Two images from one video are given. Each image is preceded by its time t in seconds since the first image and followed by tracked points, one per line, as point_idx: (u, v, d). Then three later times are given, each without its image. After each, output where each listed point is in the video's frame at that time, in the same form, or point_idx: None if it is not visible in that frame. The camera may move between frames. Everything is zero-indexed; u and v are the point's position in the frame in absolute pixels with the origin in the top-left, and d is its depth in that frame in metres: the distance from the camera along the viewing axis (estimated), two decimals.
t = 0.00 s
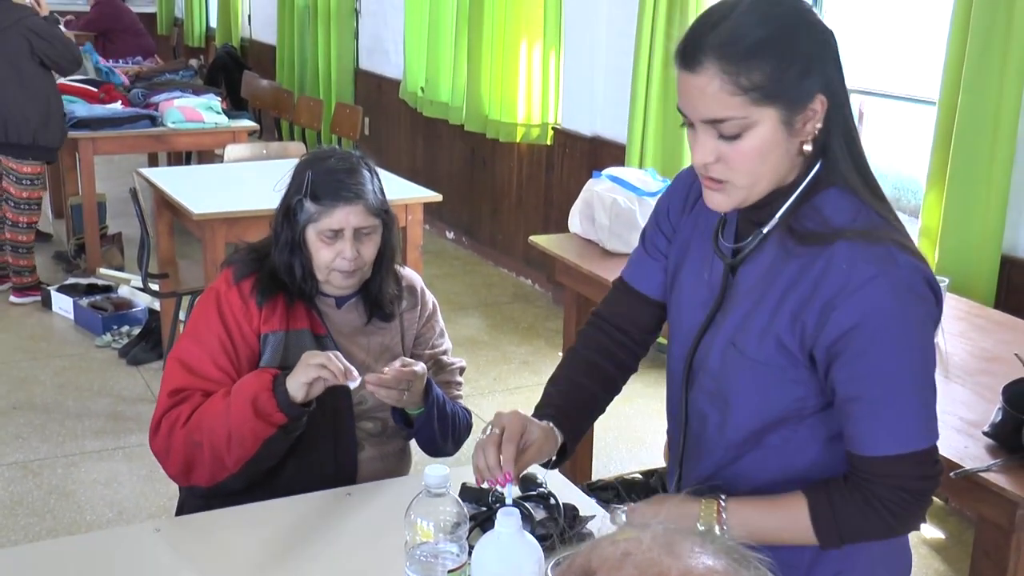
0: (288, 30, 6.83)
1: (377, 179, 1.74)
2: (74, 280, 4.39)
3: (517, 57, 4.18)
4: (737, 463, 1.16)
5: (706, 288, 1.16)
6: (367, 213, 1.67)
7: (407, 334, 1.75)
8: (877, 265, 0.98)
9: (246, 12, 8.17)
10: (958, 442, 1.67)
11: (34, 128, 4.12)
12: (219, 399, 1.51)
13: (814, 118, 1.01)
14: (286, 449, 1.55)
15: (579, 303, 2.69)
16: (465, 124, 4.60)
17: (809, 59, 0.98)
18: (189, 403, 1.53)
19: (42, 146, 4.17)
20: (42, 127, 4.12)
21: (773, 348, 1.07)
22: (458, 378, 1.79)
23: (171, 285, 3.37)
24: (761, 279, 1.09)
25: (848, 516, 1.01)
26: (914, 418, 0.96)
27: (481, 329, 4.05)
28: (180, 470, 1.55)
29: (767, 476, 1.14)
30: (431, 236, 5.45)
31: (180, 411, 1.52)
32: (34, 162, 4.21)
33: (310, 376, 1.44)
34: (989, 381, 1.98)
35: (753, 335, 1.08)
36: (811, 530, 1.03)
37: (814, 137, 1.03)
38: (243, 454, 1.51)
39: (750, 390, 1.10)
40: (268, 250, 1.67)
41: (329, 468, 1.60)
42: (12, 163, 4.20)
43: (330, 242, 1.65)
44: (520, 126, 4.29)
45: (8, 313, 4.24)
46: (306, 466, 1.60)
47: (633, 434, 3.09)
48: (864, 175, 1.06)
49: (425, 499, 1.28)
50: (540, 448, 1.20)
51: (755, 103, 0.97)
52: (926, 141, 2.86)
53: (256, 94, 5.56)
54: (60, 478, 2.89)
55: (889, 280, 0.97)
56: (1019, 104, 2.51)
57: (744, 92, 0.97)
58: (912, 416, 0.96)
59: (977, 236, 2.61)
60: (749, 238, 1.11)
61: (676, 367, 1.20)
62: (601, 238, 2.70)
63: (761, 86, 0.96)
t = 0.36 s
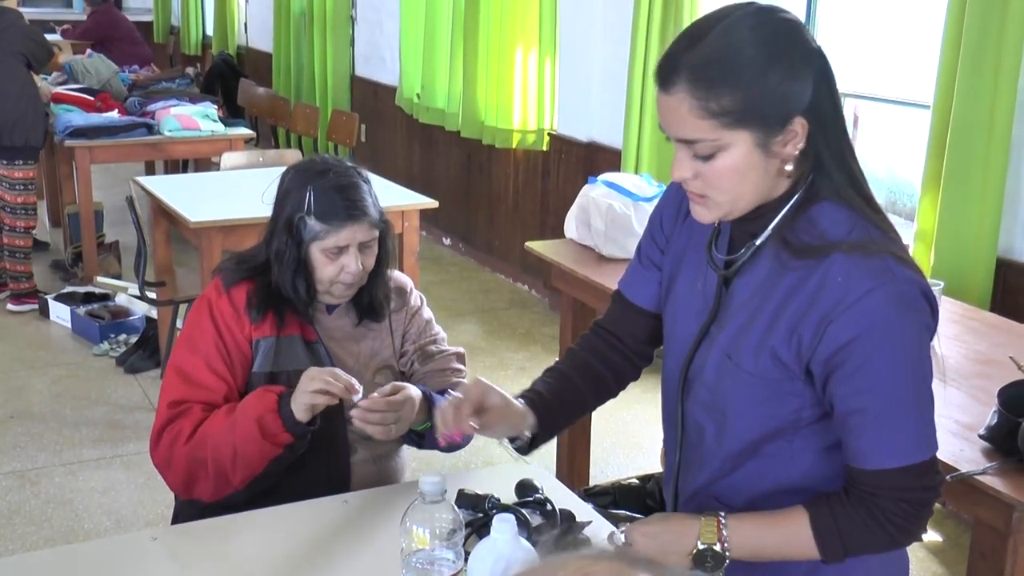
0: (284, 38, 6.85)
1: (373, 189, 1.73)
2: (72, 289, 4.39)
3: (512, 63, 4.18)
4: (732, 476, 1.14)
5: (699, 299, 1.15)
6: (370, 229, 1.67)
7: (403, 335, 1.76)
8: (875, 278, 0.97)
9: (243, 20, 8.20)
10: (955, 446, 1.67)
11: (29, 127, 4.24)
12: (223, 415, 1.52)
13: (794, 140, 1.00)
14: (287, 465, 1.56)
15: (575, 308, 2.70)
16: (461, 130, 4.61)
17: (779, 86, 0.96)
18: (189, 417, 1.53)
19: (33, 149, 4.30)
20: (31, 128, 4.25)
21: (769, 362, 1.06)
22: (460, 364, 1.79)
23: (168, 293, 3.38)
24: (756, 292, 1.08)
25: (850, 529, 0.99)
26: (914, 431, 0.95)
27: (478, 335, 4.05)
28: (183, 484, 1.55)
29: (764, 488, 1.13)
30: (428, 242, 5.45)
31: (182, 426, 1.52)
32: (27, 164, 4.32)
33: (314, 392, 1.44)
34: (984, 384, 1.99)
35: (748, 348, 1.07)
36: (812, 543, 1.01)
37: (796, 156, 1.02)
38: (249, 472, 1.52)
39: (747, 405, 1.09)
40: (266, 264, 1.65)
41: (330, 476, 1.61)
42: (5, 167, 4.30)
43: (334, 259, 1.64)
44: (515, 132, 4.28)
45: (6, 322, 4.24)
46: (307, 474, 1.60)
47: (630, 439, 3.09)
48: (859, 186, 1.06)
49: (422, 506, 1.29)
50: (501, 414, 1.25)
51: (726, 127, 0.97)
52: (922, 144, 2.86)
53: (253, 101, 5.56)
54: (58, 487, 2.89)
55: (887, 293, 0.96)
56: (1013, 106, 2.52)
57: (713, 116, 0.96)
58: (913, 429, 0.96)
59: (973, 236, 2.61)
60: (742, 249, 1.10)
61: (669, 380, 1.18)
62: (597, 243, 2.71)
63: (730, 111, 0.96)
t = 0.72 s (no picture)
0: (288, 48, 6.91)
1: (364, 194, 1.76)
2: (81, 298, 4.45)
3: (513, 72, 4.22)
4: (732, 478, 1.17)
5: (683, 307, 1.19)
6: (359, 233, 1.71)
7: (402, 340, 1.80)
8: (848, 271, 0.99)
9: (248, 32, 8.27)
10: (951, 447, 1.71)
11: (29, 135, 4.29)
12: (213, 425, 1.56)
13: (753, 149, 1.02)
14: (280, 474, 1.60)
15: (576, 313, 2.74)
16: (463, 139, 4.66)
17: (732, 97, 0.99)
18: (187, 427, 1.58)
19: (37, 158, 4.34)
20: (34, 139, 4.30)
21: (754, 364, 1.09)
22: (456, 369, 1.82)
23: (176, 301, 3.43)
24: (738, 298, 1.11)
25: (834, 521, 1.02)
26: (895, 420, 0.97)
27: (482, 340, 4.09)
28: (181, 491, 1.61)
29: (765, 487, 1.16)
30: (431, 249, 5.50)
31: (178, 435, 1.58)
32: (33, 173, 4.35)
33: (285, 398, 1.49)
34: (979, 385, 2.02)
35: (732, 352, 1.10)
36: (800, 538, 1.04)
37: (756, 165, 1.04)
38: (233, 480, 1.55)
39: (736, 407, 1.12)
40: (262, 271, 1.70)
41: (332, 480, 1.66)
42: (13, 177, 4.33)
43: (324, 261, 1.67)
44: (517, 140, 4.33)
45: (16, 331, 4.29)
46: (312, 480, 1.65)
47: (631, 442, 3.13)
48: (826, 185, 1.08)
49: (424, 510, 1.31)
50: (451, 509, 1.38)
51: (682, 139, 0.99)
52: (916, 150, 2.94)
53: (257, 111, 5.62)
54: (69, 493, 2.94)
55: (861, 285, 0.99)
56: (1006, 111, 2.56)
57: (669, 130, 0.99)
58: (894, 418, 0.97)
59: (967, 238, 2.65)
60: (719, 255, 1.14)
61: (662, 390, 1.22)
62: (598, 249, 2.75)
63: (685, 124, 0.99)
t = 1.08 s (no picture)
0: (293, 53, 6.98)
1: (353, 196, 1.83)
2: (90, 300, 4.52)
3: (513, 77, 4.29)
4: (713, 471, 1.22)
5: (665, 306, 1.24)
6: (348, 232, 1.77)
7: (399, 340, 1.87)
8: (806, 266, 1.04)
9: (253, 38, 8.35)
10: (943, 444, 1.75)
11: (38, 141, 4.37)
12: (213, 427, 1.62)
13: (711, 147, 1.06)
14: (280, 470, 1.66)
15: (575, 313, 2.80)
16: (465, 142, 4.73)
17: (683, 98, 1.04)
18: (189, 430, 1.64)
19: (46, 162, 4.41)
20: (44, 143, 4.38)
21: (723, 357, 1.13)
22: (451, 367, 1.88)
23: (183, 303, 3.49)
24: (709, 294, 1.15)
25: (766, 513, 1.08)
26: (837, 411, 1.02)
27: (484, 340, 4.15)
28: (183, 491, 1.67)
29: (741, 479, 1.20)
30: (434, 251, 5.56)
31: (180, 437, 1.64)
32: (41, 177, 4.42)
33: (281, 395, 1.53)
34: (970, 383, 2.06)
35: (702, 347, 1.15)
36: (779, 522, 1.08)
37: (716, 163, 1.08)
38: (234, 479, 1.61)
39: (709, 399, 1.16)
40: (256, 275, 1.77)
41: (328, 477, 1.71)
42: (25, 181, 4.41)
43: (313, 260, 1.74)
44: (517, 144, 4.40)
45: (27, 332, 4.36)
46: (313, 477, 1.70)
47: (630, 440, 3.18)
48: (792, 183, 1.12)
49: (425, 509, 1.33)
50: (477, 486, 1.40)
51: (638, 142, 1.04)
52: (908, 154, 3.01)
53: (263, 116, 5.69)
54: (79, 491, 3.00)
55: (817, 279, 1.03)
56: (996, 115, 2.60)
57: (625, 134, 1.04)
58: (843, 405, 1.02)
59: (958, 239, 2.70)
60: (694, 255, 1.18)
61: (649, 388, 1.26)
62: (596, 251, 2.80)
63: (640, 127, 1.04)
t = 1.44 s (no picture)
0: (291, 55, 6.98)
1: (338, 198, 1.84)
2: (87, 301, 4.52)
3: (510, 82, 4.30)
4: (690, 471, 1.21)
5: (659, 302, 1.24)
6: (328, 231, 1.78)
7: (388, 338, 1.86)
8: (766, 268, 1.03)
9: (251, 40, 8.35)
10: (939, 447, 1.76)
11: (32, 144, 4.37)
12: (235, 410, 1.63)
13: (692, 148, 1.06)
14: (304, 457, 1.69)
15: (572, 316, 2.80)
16: (462, 145, 4.73)
17: (657, 98, 1.04)
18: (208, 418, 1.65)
19: (41, 165, 4.41)
20: (37, 146, 4.37)
21: (690, 354, 1.13)
22: (440, 360, 1.87)
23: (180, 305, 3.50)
24: (684, 290, 1.15)
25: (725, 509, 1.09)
26: (784, 417, 1.02)
27: (481, 342, 4.15)
28: (200, 484, 1.66)
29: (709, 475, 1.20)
30: (430, 253, 5.56)
31: (199, 424, 1.64)
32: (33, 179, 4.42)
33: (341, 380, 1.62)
34: (967, 387, 2.06)
35: (675, 343, 1.15)
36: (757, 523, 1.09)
37: (698, 162, 1.08)
38: (268, 463, 1.62)
39: (679, 397, 1.16)
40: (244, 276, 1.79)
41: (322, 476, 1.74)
42: (23, 182, 4.42)
43: (295, 261, 1.76)
44: (514, 147, 4.42)
45: (23, 334, 4.36)
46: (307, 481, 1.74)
47: (627, 443, 3.19)
48: (779, 183, 1.09)
49: (424, 511, 1.36)
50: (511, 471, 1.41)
51: (619, 144, 1.05)
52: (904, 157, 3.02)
53: (260, 118, 5.68)
54: (75, 493, 3.00)
55: (774, 283, 1.02)
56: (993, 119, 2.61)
57: (605, 136, 1.06)
58: (788, 408, 1.02)
59: (953, 242, 2.70)
60: (681, 250, 1.18)
61: (645, 381, 1.26)
62: (593, 253, 2.80)
63: (619, 129, 1.05)
